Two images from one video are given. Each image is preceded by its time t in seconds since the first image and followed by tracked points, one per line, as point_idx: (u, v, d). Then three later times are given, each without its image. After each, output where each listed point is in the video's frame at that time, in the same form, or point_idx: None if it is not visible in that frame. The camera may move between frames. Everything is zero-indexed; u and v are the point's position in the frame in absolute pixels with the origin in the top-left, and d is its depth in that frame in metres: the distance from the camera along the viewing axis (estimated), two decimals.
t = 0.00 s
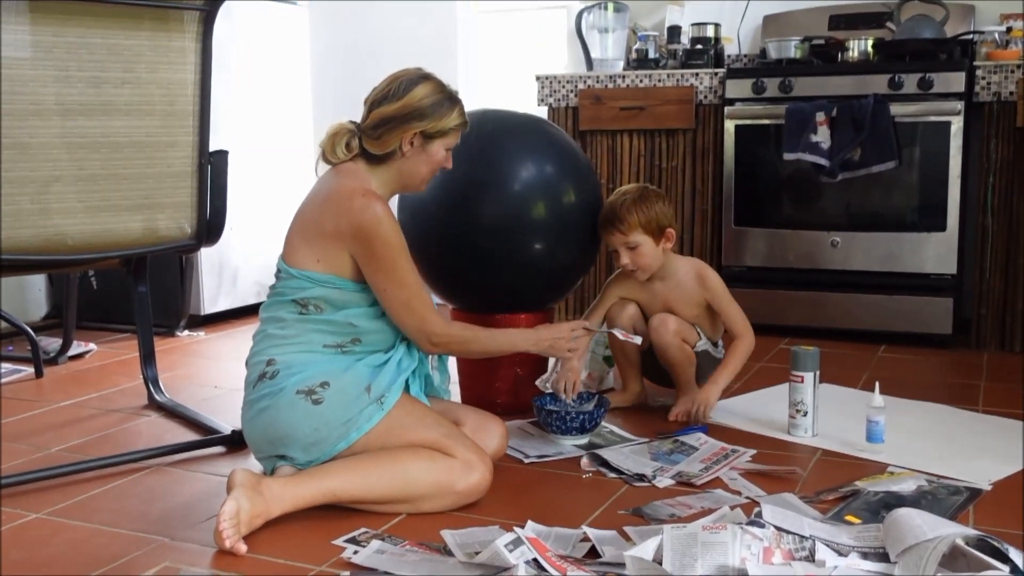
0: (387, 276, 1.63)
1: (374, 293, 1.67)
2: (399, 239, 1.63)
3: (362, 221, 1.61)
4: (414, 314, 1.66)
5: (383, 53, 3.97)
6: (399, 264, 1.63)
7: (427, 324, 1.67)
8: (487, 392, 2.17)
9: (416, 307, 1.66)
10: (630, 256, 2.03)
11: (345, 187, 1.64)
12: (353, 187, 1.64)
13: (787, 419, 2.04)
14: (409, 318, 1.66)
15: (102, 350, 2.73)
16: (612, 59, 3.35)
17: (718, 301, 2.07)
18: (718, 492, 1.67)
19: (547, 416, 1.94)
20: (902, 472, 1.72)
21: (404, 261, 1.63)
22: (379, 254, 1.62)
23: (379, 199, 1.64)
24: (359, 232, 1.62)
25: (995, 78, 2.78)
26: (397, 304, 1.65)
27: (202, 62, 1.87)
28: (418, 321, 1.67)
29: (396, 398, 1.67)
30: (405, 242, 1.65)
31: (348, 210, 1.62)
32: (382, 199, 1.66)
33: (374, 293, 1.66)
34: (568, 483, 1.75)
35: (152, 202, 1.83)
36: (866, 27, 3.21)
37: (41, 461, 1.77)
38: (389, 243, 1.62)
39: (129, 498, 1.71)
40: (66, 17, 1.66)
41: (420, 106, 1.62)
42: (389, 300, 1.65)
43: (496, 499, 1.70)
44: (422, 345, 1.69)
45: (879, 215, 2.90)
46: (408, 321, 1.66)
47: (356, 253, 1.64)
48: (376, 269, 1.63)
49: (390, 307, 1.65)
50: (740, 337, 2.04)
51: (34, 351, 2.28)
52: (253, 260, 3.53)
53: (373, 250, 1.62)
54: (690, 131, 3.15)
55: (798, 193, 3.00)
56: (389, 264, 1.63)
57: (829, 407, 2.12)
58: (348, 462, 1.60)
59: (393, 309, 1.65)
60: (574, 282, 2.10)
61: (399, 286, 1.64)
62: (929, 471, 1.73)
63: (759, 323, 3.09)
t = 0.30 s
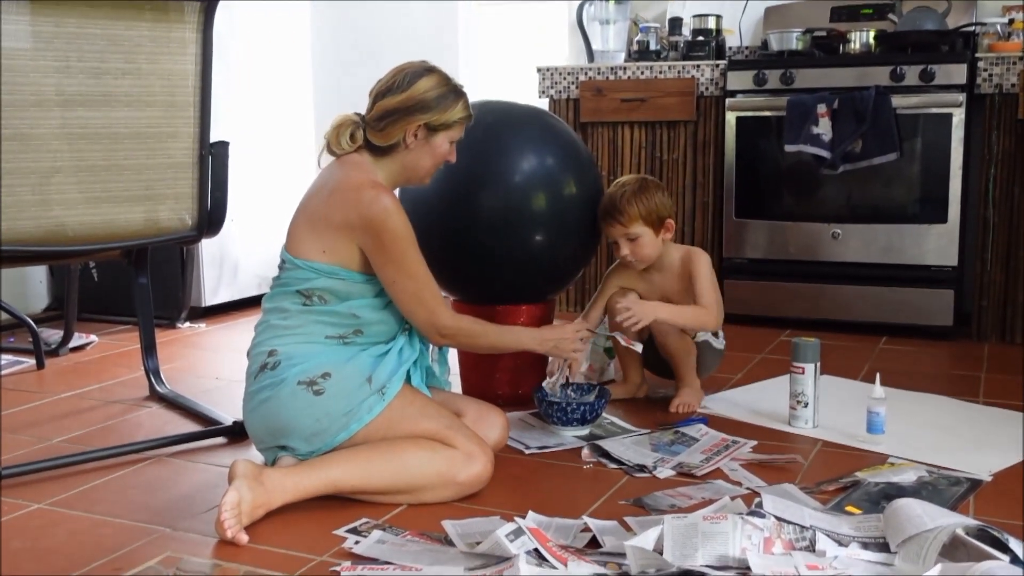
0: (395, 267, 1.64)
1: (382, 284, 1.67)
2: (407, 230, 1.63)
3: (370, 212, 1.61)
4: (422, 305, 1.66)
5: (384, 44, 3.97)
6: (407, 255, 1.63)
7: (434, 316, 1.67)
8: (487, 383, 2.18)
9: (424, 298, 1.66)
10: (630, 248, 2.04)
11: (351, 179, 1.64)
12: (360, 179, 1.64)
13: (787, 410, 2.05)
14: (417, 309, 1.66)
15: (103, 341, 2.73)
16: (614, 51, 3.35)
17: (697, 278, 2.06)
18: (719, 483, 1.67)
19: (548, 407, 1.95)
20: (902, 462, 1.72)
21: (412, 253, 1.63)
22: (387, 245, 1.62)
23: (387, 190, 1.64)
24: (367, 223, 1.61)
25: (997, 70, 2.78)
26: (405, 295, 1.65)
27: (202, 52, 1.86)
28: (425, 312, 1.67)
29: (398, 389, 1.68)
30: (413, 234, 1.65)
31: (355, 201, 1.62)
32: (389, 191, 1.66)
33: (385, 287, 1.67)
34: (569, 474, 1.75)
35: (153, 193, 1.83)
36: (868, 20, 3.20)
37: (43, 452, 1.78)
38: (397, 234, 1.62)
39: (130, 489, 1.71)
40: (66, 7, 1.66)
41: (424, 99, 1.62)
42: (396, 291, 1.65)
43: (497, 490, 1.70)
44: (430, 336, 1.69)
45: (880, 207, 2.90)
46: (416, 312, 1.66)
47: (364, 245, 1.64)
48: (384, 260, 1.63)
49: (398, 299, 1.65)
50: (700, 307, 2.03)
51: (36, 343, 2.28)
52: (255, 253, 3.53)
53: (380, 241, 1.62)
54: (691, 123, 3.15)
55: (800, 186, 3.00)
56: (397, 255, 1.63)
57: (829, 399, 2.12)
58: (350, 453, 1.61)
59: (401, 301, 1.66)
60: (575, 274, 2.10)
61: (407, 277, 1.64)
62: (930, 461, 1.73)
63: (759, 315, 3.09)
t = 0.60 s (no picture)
0: (397, 263, 1.64)
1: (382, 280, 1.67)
2: (411, 226, 1.64)
3: (374, 206, 1.61)
4: (422, 302, 1.66)
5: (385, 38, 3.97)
6: (409, 252, 1.64)
7: (433, 313, 1.67)
8: (489, 375, 2.18)
9: (424, 294, 1.67)
10: (625, 242, 2.04)
11: (355, 173, 1.64)
12: (365, 173, 1.63)
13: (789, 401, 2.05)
14: (416, 306, 1.67)
15: (106, 337, 2.73)
16: (614, 43, 3.38)
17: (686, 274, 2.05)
18: (721, 475, 1.67)
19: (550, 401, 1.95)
20: (904, 454, 1.73)
21: (414, 250, 1.64)
22: (390, 240, 1.63)
23: (392, 185, 1.64)
24: (371, 217, 1.62)
25: (998, 60, 2.77)
26: (406, 291, 1.65)
27: (202, 46, 1.85)
28: (425, 309, 1.67)
29: (399, 383, 1.68)
30: (416, 230, 1.65)
31: (359, 196, 1.61)
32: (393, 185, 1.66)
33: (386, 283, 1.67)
34: (571, 467, 1.76)
35: (154, 188, 1.83)
36: (869, 10, 3.15)
37: (46, 447, 1.78)
38: (400, 229, 1.62)
39: (134, 484, 1.71)
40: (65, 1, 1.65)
41: (428, 94, 1.61)
42: (399, 286, 1.65)
43: (500, 483, 1.70)
44: (426, 334, 1.70)
45: (883, 199, 2.90)
46: (415, 309, 1.67)
47: (367, 240, 1.64)
48: (386, 256, 1.64)
49: (399, 295, 1.66)
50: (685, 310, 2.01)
51: (39, 340, 2.28)
52: (257, 247, 3.54)
53: (384, 236, 1.62)
54: (692, 115, 3.15)
55: (800, 177, 2.99)
56: (400, 252, 1.63)
57: (831, 391, 2.12)
58: (352, 448, 1.61)
59: (400, 297, 1.66)
60: (574, 266, 2.10)
61: (408, 274, 1.64)
62: (933, 453, 1.73)
63: (761, 306, 3.09)
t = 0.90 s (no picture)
0: (407, 254, 1.69)
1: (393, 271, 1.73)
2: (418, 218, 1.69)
3: (382, 201, 1.67)
4: (433, 290, 1.71)
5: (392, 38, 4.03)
6: (419, 243, 1.69)
7: (442, 303, 1.72)
8: (495, 363, 2.25)
9: (434, 284, 1.72)
10: (627, 237, 2.10)
11: (365, 168, 1.70)
12: (373, 169, 1.70)
13: (784, 388, 2.11)
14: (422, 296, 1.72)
15: (126, 327, 2.81)
16: (615, 43, 3.43)
17: (694, 265, 2.11)
18: (718, 459, 1.73)
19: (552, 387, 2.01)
20: (895, 438, 1.79)
21: (423, 241, 1.69)
22: (399, 233, 1.68)
23: (398, 180, 1.70)
24: (378, 212, 1.68)
25: (988, 58, 2.82)
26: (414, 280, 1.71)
27: (217, 46, 1.92)
28: (434, 298, 1.72)
29: (408, 370, 1.74)
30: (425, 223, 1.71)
31: (367, 191, 1.68)
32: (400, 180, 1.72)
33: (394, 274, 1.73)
34: (574, 451, 1.82)
35: (172, 183, 1.90)
36: (862, 9, 3.20)
37: (70, 433, 1.86)
38: (406, 223, 1.68)
39: (154, 466, 1.79)
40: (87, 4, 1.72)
41: (436, 93, 1.68)
42: (410, 277, 1.71)
43: (505, 467, 1.77)
44: (436, 325, 1.75)
45: (876, 194, 2.95)
46: (426, 296, 1.72)
47: (377, 233, 1.71)
48: (396, 247, 1.70)
49: (410, 285, 1.71)
50: (702, 297, 2.09)
51: (62, 329, 2.37)
52: (271, 238, 3.61)
53: (392, 230, 1.68)
54: (690, 112, 3.21)
55: (794, 173, 3.05)
56: (409, 242, 1.69)
57: (824, 377, 2.18)
58: (362, 432, 1.67)
59: (410, 287, 1.71)
60: (576, 259, 2.17)
61: (417, 264, 1.70)
62: (923, 437, 1.79)
63: (757, 297, 3.16)
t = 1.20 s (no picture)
0: (391, 251, 1.75)
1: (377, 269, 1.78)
2: (410, 219, 1.76)
3: (382, 199, 1.75)
4: (407, 292, 1.75)
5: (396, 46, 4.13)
6: (404, 242, 1.75)
7: (413, 305, 1.76)
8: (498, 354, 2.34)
9: (410, 285, 1.76)
10: (618, 238, 2.17)
11: (370, 169, 1.79)
12: (378, 170, 1.79)
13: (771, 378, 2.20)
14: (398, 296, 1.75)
15: (146, 320, 2.91)
16: (610, 50, 3.52)
17: (668, 263, 2.19)
18: (707, 446, 1.82)
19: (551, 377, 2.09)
20: (876, 426, 1.88)
21: (406, 240, 1.75)
22: (388, 231, 1.75)
23: (401, 180, 1.78)
24: (379, 210, 1.76)
25: (963, 64, 2.92)
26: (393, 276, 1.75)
27: (231, 52, 2.01)
28: (406, 300, 1.76)
29: (413, 360, 1.82)
30: (416, 223, 1.77)
31: (371, 191, 1.77)
32: (404, 181, 1.80)
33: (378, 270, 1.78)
34: (571, 439, 1.91)
35: (189, 185, 2.00)
36: (845, 20, 3.37)
37: (91, 422, 1.96)
38: (400, 220, 1.74)
39: (172, 453, 1.88)
40: (107, 15, 1.81)
41: (441, 100, 1.77)
42: (389, 276, 1.75)
43: (506, 453, 1.86)
44: (400, 330, 1.77)
45: (855, 193, 3.05)
46: (399, 298, 1.75)
47: (373, 231, 1.78)
48: (384, 245, 1.76)
49: (388, 284, 1.75)
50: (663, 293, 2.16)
51: (84, 324, 2.49)
52: (282, 235, 3.72)
53: (386, 227, 1.75)
54: (681, 116, 3.32)
55: (779, 173, 3.15)
56: (394, 241, 1.75)
57: (809, 369, 2.27)
58: (369, 420, 1.77)
59: (386, 286, 1.75)
60: (573, 254, 2.26)
61: (396, 263, 1.75)
62: (903, 425, 1.88)
63: (743, 292, 3.25)
